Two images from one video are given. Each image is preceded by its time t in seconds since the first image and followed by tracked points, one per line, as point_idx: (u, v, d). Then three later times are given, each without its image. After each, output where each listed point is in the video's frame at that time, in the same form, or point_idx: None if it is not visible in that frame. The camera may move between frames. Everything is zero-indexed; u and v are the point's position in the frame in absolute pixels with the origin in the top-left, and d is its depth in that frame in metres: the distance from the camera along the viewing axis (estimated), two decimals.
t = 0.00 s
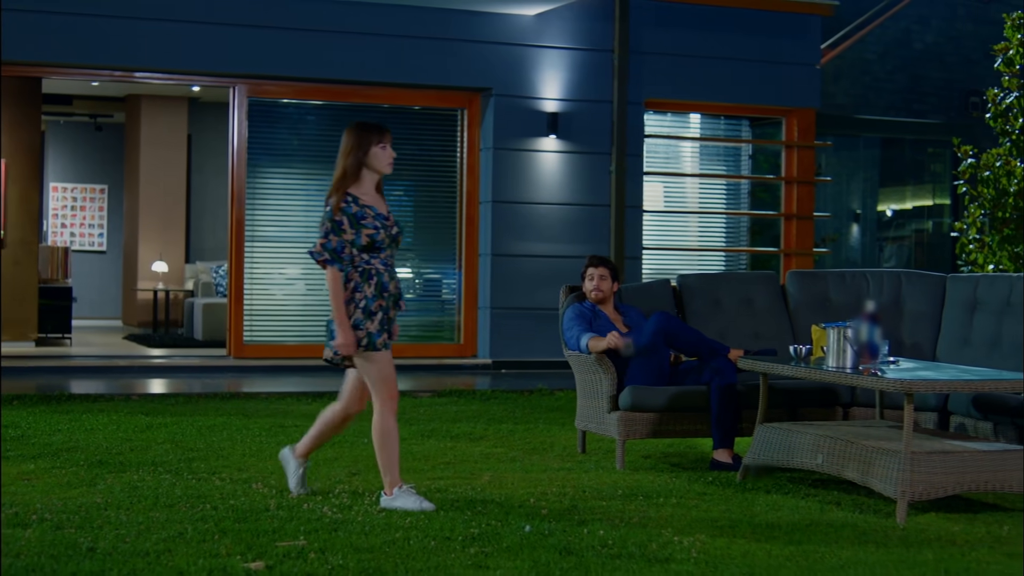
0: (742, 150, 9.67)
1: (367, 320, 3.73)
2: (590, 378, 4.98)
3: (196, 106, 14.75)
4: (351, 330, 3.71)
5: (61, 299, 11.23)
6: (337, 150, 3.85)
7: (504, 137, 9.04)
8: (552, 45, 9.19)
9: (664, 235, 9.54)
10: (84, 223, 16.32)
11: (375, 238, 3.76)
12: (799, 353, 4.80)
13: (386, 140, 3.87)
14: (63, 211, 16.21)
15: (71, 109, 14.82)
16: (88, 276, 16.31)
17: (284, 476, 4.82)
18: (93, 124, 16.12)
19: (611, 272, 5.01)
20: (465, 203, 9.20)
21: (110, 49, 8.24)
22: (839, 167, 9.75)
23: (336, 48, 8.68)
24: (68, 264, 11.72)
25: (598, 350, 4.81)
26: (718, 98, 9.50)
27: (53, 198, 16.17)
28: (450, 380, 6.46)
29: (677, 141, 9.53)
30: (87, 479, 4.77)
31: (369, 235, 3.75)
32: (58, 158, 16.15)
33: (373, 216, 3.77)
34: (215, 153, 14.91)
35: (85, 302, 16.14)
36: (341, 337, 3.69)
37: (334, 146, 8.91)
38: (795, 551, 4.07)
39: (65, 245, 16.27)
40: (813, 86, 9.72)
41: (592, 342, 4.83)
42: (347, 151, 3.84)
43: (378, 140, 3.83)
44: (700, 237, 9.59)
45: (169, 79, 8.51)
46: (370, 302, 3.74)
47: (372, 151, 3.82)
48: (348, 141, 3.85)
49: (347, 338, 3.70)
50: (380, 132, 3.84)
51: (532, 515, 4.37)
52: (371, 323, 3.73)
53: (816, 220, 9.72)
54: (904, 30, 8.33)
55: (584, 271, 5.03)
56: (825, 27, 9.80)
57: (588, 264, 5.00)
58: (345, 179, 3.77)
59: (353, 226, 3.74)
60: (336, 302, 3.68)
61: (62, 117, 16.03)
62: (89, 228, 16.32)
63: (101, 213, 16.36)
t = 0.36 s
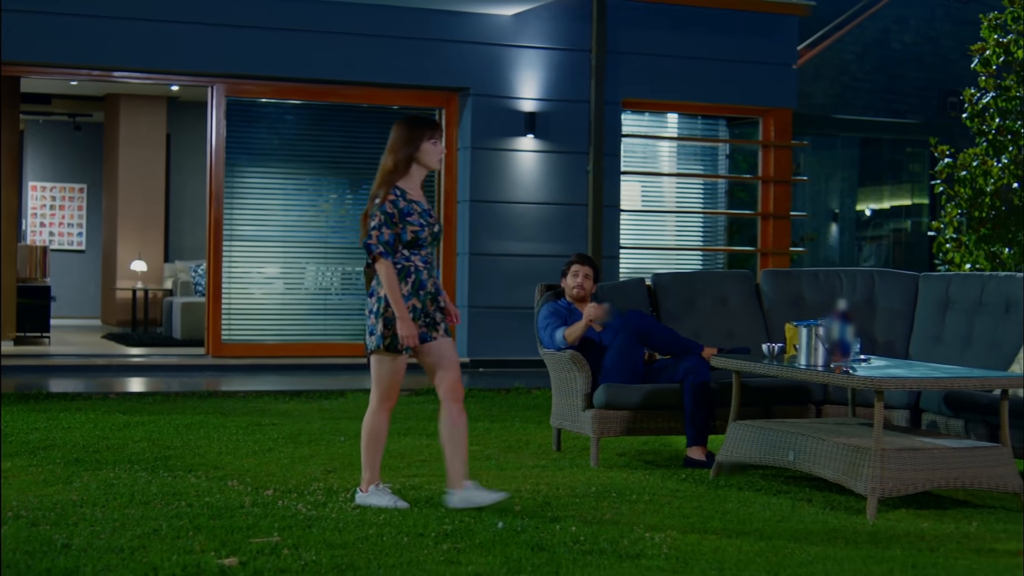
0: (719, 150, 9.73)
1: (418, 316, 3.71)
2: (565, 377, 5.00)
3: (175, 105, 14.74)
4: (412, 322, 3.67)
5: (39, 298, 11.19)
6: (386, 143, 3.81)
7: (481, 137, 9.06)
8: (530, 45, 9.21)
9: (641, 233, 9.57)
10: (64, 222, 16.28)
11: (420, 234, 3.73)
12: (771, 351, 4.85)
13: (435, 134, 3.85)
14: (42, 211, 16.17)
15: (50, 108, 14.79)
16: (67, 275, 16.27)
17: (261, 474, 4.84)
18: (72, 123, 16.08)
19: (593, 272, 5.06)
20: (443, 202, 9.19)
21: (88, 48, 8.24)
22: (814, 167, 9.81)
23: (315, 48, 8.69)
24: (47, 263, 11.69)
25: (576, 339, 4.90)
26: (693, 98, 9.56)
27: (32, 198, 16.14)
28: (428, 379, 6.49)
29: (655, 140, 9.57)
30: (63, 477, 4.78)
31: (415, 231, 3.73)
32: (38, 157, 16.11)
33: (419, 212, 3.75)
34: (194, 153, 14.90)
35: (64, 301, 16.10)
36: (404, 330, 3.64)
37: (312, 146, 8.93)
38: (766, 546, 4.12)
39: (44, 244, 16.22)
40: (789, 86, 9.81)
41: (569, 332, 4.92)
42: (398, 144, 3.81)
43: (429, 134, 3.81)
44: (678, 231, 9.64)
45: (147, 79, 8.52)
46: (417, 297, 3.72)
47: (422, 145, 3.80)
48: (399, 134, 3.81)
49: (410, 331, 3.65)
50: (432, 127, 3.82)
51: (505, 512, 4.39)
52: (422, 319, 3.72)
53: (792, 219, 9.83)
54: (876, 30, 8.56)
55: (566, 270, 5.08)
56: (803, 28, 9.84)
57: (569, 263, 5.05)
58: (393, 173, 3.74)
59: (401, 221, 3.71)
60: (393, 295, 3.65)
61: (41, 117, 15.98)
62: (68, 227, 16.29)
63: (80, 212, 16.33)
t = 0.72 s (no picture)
0: (695, 150, 9.77)
1: (464, 325, 3.70)
2: (537, 375, 5.03)
3: (152, 104, 14.72)
4: (445, 333, 3.68)
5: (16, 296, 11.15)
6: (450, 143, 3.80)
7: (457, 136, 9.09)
8: (505, 44, 9.22)
9: (616, 232, 9.59)
10: (41, 221, 16.26)
11: (482, 238, 3.71)
12: (743, 349, 4.89)
13: (498, 136, 3.80)
14: (19, 209, 16.13)
15: (26, 106, 14.75)
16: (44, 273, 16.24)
17: (235, 471, 4.86)
18: (49, 121, 16.04)
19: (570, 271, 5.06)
20: (418, 202, 9.21)
21: (63, 47, 8.24)
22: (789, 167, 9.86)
23: (291, 47, 8.69)
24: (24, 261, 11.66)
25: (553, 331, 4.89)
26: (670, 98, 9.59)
27: (9, 196, 16.10)
28: (404, 377, 6.51)
29: (631, 140, 9.62)
30: (37, 474, 4.78)
31: (477, 235, 3.70)
32: (15, 156, 16.08)
33: (482, 215, 3.71)
34: (171, 151, 14.90)
35: (42, 300, 16.07)
36: (436, 340, 3.67)
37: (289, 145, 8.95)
38: (734, 542, 4.16)
39: (21, 242, 16.18)
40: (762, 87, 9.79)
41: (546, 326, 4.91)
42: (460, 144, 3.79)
43: (490, 135, 3.76)
44: (654, 234, 9.66)
45: (123, 77, 8.51)
46: (473, 305, 3.70)
47: (483, 146, 3.76)
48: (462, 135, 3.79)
49: (441, 341, 3.68)
50: (493, 128, 3.77)
51: (477, 508, 4.43)
52: (468, 328, 3.70)
53: (768, 219, 9.87)
54: (857, 31, 9.04)
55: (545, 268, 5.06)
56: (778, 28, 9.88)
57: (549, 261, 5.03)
58: (454, 175, 3.72)
59: (461, 224, 3.70)
60: (436, 301, 3.67)
61: (19, 115, 15.94)
62: (46, 226, 16.26)
63: (57, 210, 16.31)
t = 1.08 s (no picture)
0: (668, 150, 9.80)
1: (528, 324, 3.60)
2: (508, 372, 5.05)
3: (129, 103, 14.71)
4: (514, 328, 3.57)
5: None
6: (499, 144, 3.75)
7: (431, 136, 9.12)
8: (480, 44, 9.26)
9: (590, 231, 9.59)
10: (17, 220, 16.22)
11: (536, 239, 3.63)
12: (711, 345, 4.96)
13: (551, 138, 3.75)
14: None
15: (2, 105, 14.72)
16: (22, 273, 16.21)
17: (207, 468, 4.88)
18: (26, 121, 16.01)
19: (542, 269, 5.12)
20: (393, 200, 9.27)
21: (38, 46, 8.24)
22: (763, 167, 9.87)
23: (266, 46, 8.71)
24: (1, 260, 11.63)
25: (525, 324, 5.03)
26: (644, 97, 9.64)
27: None
28: (379, 375, 6.53)
29: (605, 140, 9.65)
30: (9, 471, 4.79)
31: (531, 235, 3.63)
32: None
33: (535, 215, 3.64)
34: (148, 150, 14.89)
35: (20, 299, 16.03)
36: (505, 336, 3.55)
37: (265, 145, 8.96)
38: (700, 537, 4.20)
39: None
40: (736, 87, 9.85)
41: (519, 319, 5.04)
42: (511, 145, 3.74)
43: (548, 135, 3.71)
44: (628, 227, 9.67)
45: (99, 76, 8.52)
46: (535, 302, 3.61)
47: (538, 146, 3.70)
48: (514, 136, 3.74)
49: (512, 338, 3.56)
50: (549, 127, 3.72)
51: (448, 505, 4.46)
52: (532, 326, 3.60)
53: (741, 219, 9.87)
54: (833, 31, 9.38)
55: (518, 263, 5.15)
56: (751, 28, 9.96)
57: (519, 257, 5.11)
58: (506, 173, 3.66)
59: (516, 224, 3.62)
60: (497, 300, 3.58)
61: None
62: (21, 225, 16.23)
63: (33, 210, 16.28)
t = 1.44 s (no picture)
0: (642, 149, 9.83)
1: (604, 327, 3.64)
2: (479, 370, 5.11)
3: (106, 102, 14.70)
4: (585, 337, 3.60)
5: None
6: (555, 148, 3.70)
7: (405, 135, 9.14)
8: (454, 44, 9.28)
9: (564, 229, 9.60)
10: None
11: (608, 241, 3.64)
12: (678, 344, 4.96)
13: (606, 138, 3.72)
14: None
15: None
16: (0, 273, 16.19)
17: (179, 465, 4.90)
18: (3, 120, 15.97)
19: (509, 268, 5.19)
20: (368, 199, 9.29)
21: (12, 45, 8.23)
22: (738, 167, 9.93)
23: (240, 46, 8.72)
24: None
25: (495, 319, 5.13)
26: (618, 97, 9.68)
27: None
28: (353, 373, 6.56)
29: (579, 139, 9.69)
30: None
31: (602, 238, 3.64)
32: None
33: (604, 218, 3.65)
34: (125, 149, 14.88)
35: None
36: (578, 346, 3.59)
37: (240, 144, 8.98)
38: (666, 534, 4.24)
39: None
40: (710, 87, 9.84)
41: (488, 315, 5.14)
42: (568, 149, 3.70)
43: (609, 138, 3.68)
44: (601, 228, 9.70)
45: (74, 75, 8.52)
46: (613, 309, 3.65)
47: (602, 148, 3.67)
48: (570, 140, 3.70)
49: (583, 346, 3.60)
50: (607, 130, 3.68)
51: (417, 501, 4.49)
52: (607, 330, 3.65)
53: (715, 218, 9.88)
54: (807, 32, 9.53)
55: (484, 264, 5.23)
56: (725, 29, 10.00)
57: (486, 257, 5.19)
58: (572, 180, 3.64)
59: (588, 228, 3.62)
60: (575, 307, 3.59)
61: None
62: None
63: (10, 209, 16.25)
